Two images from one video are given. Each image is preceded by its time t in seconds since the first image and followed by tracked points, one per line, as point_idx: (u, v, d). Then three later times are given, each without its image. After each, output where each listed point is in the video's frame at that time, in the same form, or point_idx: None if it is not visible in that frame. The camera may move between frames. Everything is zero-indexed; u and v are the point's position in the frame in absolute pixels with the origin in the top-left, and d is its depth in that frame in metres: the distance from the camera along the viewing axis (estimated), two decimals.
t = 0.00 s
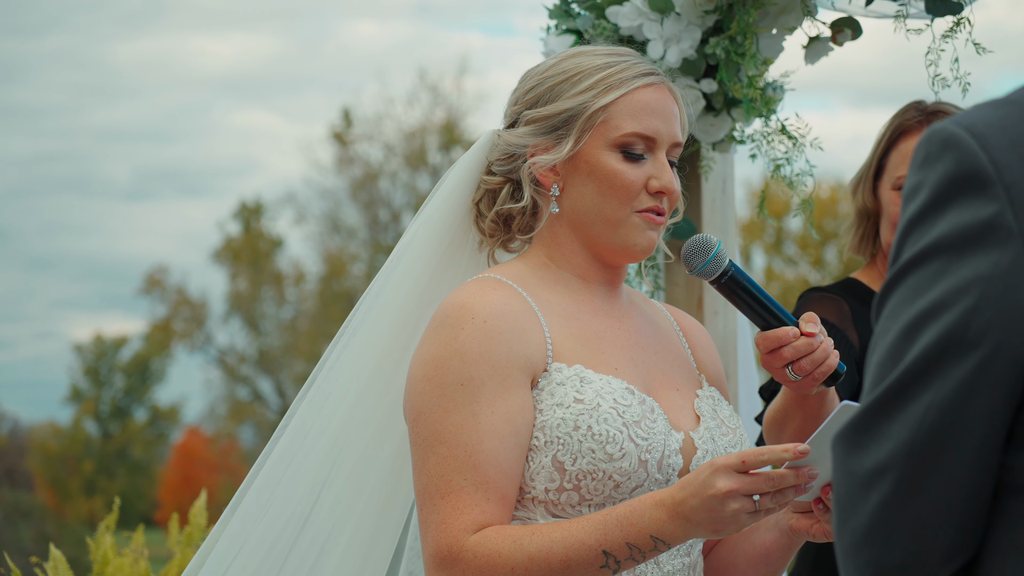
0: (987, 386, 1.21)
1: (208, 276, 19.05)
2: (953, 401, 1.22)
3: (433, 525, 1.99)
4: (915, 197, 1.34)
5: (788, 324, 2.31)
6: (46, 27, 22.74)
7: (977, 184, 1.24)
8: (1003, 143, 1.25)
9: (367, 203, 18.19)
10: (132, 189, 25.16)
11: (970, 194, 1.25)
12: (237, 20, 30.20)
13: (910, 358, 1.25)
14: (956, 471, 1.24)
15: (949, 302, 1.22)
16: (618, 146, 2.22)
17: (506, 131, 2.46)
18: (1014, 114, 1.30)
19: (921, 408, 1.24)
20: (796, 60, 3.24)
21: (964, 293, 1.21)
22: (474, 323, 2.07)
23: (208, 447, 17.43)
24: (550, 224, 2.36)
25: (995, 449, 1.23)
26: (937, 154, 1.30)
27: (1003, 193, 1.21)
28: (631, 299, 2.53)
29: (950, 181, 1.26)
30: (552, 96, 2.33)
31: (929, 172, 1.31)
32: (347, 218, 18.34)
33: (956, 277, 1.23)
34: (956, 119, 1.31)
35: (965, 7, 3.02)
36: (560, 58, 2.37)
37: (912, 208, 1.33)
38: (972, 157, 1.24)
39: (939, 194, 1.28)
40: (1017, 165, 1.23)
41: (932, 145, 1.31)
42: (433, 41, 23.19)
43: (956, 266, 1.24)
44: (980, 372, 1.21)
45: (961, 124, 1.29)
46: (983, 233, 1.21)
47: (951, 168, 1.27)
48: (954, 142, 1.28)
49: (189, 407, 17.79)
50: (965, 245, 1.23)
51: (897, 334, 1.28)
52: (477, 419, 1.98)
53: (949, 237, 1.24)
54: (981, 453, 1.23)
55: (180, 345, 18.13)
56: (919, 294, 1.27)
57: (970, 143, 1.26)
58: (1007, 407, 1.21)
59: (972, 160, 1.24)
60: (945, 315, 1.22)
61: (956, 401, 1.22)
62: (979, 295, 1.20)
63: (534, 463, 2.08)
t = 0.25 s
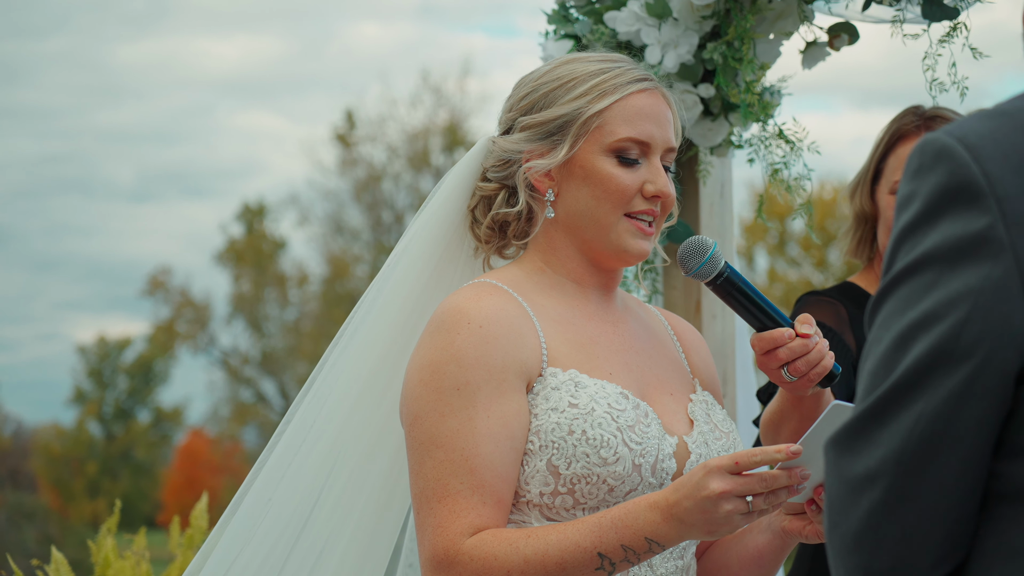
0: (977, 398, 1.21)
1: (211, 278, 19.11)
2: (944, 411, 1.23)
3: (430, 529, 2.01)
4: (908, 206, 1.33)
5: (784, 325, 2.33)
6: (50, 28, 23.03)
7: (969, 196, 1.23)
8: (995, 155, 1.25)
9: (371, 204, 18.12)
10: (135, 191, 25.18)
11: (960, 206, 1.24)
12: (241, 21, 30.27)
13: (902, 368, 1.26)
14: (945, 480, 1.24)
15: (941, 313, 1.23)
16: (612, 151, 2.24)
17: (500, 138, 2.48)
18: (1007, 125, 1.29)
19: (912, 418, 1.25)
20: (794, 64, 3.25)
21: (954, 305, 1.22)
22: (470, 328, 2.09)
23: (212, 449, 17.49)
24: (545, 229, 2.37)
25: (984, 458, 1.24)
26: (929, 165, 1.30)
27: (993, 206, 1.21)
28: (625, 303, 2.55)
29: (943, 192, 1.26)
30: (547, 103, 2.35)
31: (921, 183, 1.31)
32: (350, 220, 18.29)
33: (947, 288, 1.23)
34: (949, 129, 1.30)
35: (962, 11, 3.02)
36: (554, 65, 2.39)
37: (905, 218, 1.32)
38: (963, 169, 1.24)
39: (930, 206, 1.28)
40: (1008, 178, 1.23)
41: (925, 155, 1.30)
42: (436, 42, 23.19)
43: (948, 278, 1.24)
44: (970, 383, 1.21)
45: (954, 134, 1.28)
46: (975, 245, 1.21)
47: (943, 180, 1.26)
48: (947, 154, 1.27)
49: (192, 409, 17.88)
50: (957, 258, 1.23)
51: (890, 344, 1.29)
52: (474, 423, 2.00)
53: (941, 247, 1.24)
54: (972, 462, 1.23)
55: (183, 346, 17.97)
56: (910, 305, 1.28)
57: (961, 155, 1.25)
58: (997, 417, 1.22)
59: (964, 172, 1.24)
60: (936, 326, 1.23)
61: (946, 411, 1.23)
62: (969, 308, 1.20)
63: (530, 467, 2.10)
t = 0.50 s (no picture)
0: (965, 408, 1.23)
1: (215, 280, 19.17)
2: (932, 421, 1.24)
3: (428, 532, 2.02)
4: (899, 217, 1.33)
5: (780, 330, 2.34)
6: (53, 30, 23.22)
7: (958, 209, 1.24)
8: (985, 169, 1.26)
9: (374, 206, 17.98)
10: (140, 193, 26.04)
11: (950, 219, 1.25)
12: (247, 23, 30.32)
13: (892, 378, 1.27)
14: (930, 488, 1.26)
15: (930, 325, 1.24)
16: (610, 155, 2.26)
17: (499, 144, 2.50)
18: (996, 138, 1.30)
19: (899, 427, 1.27)
20: (792, 70, 3.27)
21: (943, 316, 1.22)
22: (468, 332, 2.11)
23: (215, 450, 17.56)
24: (543, 234, 2.39)
25: (969, 468, 1.26)
26: (920, 176, 1.30)
27: (983, 220, 1.22)
28: (623, 308, 2.57)
29: (934, 205, 1.26)
30: (544, 109, 2.37)
31: (912, 194, 1.31)
32: (353, 221, 18.19)
33: (937, 300, 1.24)
34: (939, 142, 1.31)
35: (958, 17, 3.04)
36: (552, 71, 2.41)
37: (895, 229, 1.33)
38: (953, 183, 1.25)
39: (920, 217, 1.28)
40: (996, 192, 1.24)
41: (915, 166, 1.31)
42: (441, 43, 23.12)
43: (937, 290, 1.24)
44: (961, 394, 1.22)
45: (943, 147, 1.29)
46: (964, 258, 1.22)
47: (933, 193, 1.27)
48: (937, 166, 1.28)
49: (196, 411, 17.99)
50: (946, 270, 1.24)
51: (879, 353, 1.30)
52: (471, 427, 2.02)
53: (929, 260, 1.25)
54: (957, 470, 1.26)
55: (187, 348, 18.07)
56: (900, 316, 1.28)
57: (952, 168, 1.26)
58: (983, 428, 1.24)
59: (954, 185, 1.25)
60: (925, 338, 1.24)
61: (935, 420, 1.24)
62: (958, 320, 1.21)
63: (527, 471, 2.12)
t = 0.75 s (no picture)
0: (951, 418, 1.28)
1: (218, 282, 19.23)
2: (919, 430, 1.30)
3: (428, 535, 2.04)
4: (887, 228, 1.38)
5: (777, 332, 2.35)
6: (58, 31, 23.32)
7: (943, 221, 1.29)
8: (970, 180, 1.30)
9: (377, 208, 18.02)
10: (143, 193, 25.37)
11: (936, 230, 1.30)
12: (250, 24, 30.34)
13: (879, 388, 1.32)
14: (918, 495, 1.32)
15: (916, 336, 1.29)
16: (607, 160, 2.28)
17: (497, 148, 2.51)
18: (982, 149, 1.34)
19: (887, 436, 1.32)
20: (790, 74, 3.29)
21: (929, 328, 1.27)
22: (467, 336, 2.13)
23: (218, 452, 17.57)
24: (541, 238, 2.41)
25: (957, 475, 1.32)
26: (906, 188, 1.35)
27: (967, 232, 1.27)
28: (622, 311, 2.58)
29: (920, 217, 1.31)
30: (541, 114, 2.39)
31: (900, 205, 1.36)
32: (357, 223, 18.22)
33: (923, 311, 1.29)
34: (925, 153, 1.35)
35: (955, 22, 3.07)
36: (550, 76, 2.43)
37: (882, 239, 1.38)
38: (938, 195, 1.29)
39: (906, 229, 1.33)
40: (982, 204, 1.28)
41: (902, 178, 1.36)
42: (444, 44, 23.14)
43: (923, 301, 1.30)
44: (947, 403, 1.28)
45: (929, 158, 1.33)
46: (949, 269, 1.27)
47: (919, 205, 1.31)
48: (923, 178, 1.32)
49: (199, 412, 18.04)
50: (931, 281, 1.29)
51: (868, 363, 1.35)
52: (470, 431, 2.04)
53: (916, 271, 1.30)
54: (944, 477, 1.32)
55: (190, 349, 18.10)
56: (887, 326, 1.34)
57: (938, 180, 1.30)
58: (968, 438, 1.29)
59: (939, 197, 1.29)
60: (911, 349, 1.29)
61: (922, 430, 1.29)
62: (943, 331, 1.26)
63: (526, 473, 2.14)
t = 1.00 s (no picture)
0: (939, 422, 1.35)
1: (221, 282, 19.31)
2: (909, 434, 1.36)
3: (429, 537, 2.06)
4: (875, 236, 1.45)
5: (776, 332, 2.37)
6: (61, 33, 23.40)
7: (929, 230, 1.36)
8: (954, 189, 1.37)
9: (380, 209, 18.08)
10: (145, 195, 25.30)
11: (922, 238, 1.37)
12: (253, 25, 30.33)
13: (869, 394, 1.39)
14: (907, 499, 1.39)
15: (903, 343, 1.36)
16: (605, 166, 2.30)
17: (495, 153, 2.53)
18: (968, 158, 1.41)
19: (878, 441, 1.39)
20: (788, 79, 3.30)
21: (915, 334, 1.35)
22: (467, 340, 2.15)
23: (222, 452, 17.60)
24: (540, 242, 2.43)
25: (945, 482, 1.38)
26: (894, 197, 1.42)
27: (954, 239, 1.33)
28: (620, 314, 2.60)
29: (906, 224, 1.38)
30: (539, 119, 2.41)
31: (888, 214, 1.43)
32: (360, 224, 18.27)
33: (910, 319, 1.36)
34: (911, 163, 1.42)
35: (953, 26, 3.09)
36: (548, 80, 2.46)
37: (871, 246, 1.45)
38: (924, 204, 1.36)
39: (895, 237, 1.40)
40: (967, 213, 1.35)
41: (890, 187, 1.43)
42: (448, 45, 23.15)
43: (911, 307, 1.37)
44: (936, 406, 1.34)
45: (916, 168, 1.40)
46: (938, 276, 1.34)
47: (906, 214, 1.39)
48: (909, 187, 1.39)
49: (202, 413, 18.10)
50: (919, 288, 1.36)
51: (858, 368, 1.42)
52: (470, 434, 2.06)
53: (905, 278, 1.37)
54: (934, 480, 1.37)
55: (194, 350, 18.20)
56: (877, 332, 1.41)
57: (924, 188, 1.37)
58: (954, 441, 1.36)
59: (926, 206, 1.36)
60: (899, 355, 1.36)
61: (911, 434, 1.36)
62: (931, 336, 1.33)
63: (525, 476, 2.16)
